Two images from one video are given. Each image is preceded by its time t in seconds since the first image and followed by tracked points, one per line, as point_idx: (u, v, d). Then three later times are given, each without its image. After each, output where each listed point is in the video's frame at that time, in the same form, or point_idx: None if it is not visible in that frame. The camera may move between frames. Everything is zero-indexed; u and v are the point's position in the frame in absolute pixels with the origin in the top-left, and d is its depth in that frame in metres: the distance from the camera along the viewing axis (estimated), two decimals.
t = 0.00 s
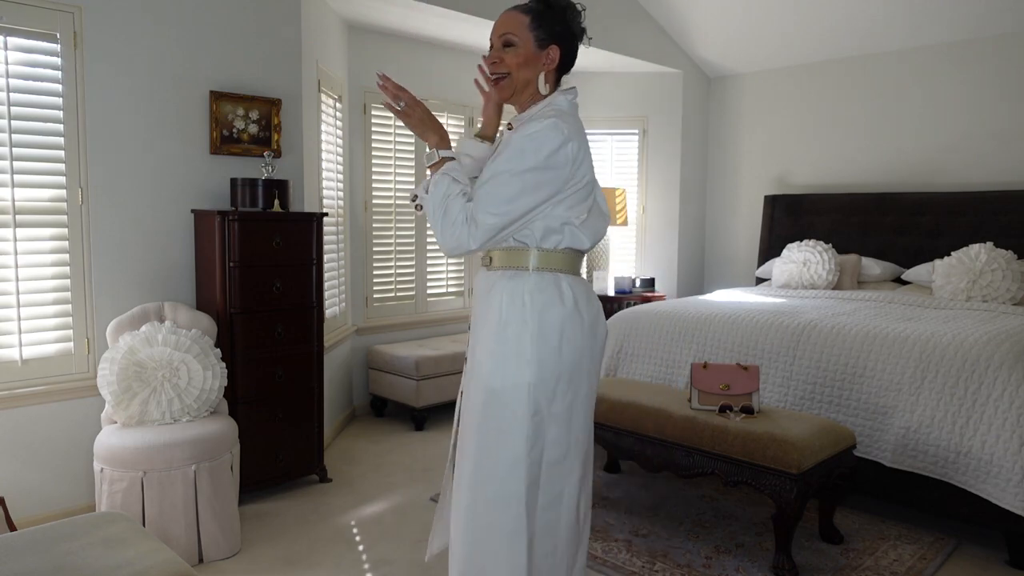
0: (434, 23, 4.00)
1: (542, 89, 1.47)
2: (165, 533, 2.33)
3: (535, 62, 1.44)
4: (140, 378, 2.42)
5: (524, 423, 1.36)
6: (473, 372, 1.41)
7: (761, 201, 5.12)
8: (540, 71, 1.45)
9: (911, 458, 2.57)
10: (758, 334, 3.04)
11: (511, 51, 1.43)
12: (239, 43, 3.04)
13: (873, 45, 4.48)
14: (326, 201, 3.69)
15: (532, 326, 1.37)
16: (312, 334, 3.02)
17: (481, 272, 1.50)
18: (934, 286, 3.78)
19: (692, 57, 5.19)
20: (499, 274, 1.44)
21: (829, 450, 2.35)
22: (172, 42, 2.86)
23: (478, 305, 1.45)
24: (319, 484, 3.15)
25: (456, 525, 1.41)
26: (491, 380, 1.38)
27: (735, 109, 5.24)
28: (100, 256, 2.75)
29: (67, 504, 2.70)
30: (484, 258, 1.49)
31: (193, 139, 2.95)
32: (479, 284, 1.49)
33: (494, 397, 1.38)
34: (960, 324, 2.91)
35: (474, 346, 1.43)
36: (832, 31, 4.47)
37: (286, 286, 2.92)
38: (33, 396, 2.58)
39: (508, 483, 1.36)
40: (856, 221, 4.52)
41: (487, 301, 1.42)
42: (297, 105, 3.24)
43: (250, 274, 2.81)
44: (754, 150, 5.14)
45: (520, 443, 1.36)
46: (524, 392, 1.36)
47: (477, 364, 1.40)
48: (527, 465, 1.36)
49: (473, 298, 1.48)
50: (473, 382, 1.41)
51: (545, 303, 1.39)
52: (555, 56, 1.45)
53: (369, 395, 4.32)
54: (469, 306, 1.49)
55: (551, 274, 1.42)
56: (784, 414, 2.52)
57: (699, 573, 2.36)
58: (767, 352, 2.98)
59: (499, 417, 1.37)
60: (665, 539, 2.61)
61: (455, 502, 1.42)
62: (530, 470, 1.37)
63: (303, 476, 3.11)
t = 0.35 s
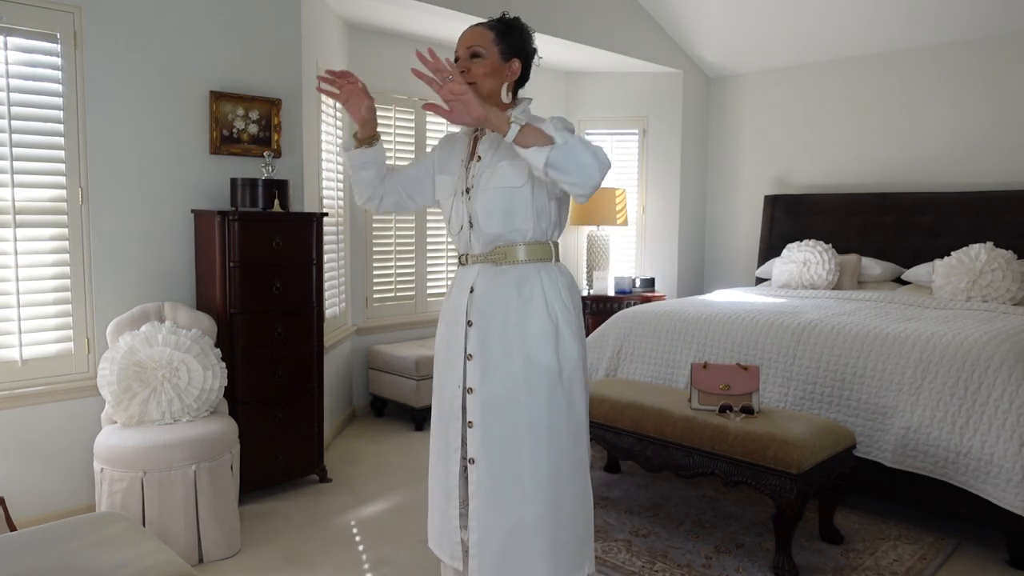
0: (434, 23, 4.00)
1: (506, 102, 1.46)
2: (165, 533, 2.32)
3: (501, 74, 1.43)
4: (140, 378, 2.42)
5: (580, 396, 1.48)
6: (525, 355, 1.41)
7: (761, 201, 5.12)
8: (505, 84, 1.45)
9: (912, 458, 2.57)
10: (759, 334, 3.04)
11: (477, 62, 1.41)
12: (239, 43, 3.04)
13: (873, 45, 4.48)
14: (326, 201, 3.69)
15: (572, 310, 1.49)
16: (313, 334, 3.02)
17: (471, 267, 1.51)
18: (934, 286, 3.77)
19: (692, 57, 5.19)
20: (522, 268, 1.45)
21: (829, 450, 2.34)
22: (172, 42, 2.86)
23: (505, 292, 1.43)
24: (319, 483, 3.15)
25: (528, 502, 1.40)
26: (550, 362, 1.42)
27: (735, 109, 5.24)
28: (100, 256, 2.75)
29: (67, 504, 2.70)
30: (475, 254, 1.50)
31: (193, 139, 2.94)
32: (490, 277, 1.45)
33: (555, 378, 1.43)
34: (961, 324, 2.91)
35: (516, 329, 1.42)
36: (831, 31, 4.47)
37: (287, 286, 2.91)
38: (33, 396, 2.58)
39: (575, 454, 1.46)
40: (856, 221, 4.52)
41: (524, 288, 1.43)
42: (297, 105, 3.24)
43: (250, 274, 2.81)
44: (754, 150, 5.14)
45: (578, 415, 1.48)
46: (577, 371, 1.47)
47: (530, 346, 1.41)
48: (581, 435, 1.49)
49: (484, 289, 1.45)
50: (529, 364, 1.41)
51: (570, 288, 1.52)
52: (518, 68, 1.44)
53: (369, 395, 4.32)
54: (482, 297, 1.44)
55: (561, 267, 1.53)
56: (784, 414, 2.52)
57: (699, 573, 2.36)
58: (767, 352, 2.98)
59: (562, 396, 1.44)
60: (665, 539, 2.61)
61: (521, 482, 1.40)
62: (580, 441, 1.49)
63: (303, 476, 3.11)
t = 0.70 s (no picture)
0: (434, 23, 4.00)
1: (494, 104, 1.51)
2: (165, 533, 2.32)
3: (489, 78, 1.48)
4: (140, 378, 2.42)
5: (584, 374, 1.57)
6: (549, 338, 1.45)
7: (761, 201, 5.12)
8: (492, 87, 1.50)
9: (912, 458, 2.57)
10: (759, 334, 3.04)
11: (473, 66, 1.43)
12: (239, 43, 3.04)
13: (873, 45, 4.48)
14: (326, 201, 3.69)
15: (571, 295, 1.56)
16: (313, 334, 3.02)
17: (478, 265, 1.49)
18: (934, 286, 3.77)
19: (692, 57, 5.19)
20: (531, 260, 1.50)
21: (829, 450, 2.34)
22: (172, 42, 2.86)
23: (522, 282, 1.47)
24: (319, 483, 3.14)
25: (564, 474, 1.45)
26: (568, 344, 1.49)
27: (735, 109, 5.24)
28: (100, 256, 2.75)
29: (67, 504, 2.70)
30: (483, 254, 1.48)
31: (193, 139, 2.94)
32: (504, 271, 1.47)
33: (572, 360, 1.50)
34: (961, 324, 2.91)
35: (535, 315, 1.46)
36: (831, 31, 4.47)
37: (287, 286, 2.91)
38: (32, 396, 2.58)
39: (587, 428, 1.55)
40: (856, 221, 4.52)
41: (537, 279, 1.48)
42: (297, 104, 3.24)
43: (250, 273, 2.81)
44: (754, 150, 5.14)
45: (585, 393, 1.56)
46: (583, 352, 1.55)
47: (551, 332, 1.46)
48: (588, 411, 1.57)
49: (501, 282, 1.46)
50: (552, 346, 1.45)
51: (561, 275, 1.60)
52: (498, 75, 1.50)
53: (369, 395, 4.32)
54: (500, 290, 1.45)
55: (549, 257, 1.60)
56: (784, 414, 2.52)
57: (699, 573, 2.36)
58: (767, 352, 2.98)
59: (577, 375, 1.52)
60: (665, 539, 2.61)
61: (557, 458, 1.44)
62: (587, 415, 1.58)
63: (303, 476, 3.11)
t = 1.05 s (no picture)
0: (434, 23, 3.99)
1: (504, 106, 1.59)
2: (165, 533, 2.32)
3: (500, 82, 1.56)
4: (140, 378, 2.42)
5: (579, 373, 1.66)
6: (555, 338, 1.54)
7: (761, 201, 5.12)
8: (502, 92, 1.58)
9: (912, 458, 2.57)
10: (759, 334, 3.04)
11: (489, 67, 1.51)
12: (239, 44, 3.04)
13: (873, 45, 4.48)
14: (326, 201, 3.69)
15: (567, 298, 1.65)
16: (312, 333, 3.02)
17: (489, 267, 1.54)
18: (934, 286, 3.77)
19: (692, 57, 5.19)
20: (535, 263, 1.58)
21: (829, 450, 2.34)
22: (172, 42, 2.85)
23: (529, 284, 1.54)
24: (319, 483, 3.14)
25: (568, 466, 1.53)
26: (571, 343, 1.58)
27: (735, 109, 5.24)
28: (100, 256, 2.75)
29: (66, 504, 2.70)
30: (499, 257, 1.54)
31: (193, 139, 2.94)
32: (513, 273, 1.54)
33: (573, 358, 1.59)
34: (961, 324, 2.91)
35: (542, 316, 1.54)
36: (831, 31, 4.47)
37: (286, 286, 2.91)
38: (32, 396, 2.58)
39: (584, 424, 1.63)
40: (857, 221, 4.52)
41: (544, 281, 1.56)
42: (297, 104, 3.24)
43: (250, 273, 2.81)
44: (754, 150, 5.14)
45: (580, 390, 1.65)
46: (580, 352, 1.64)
47: (556, 331, 1.55)
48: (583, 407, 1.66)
49: (510, 284, 1.53)
50: (558, 345, 1.54)
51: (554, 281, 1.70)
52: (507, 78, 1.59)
53: (369, 395, 4.32)
54: (510, 291, 1.52)
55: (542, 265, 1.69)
56: (784, 414, 2.52)
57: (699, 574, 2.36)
58: (767, 352, 2.98)
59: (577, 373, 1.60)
60: (665, 539, 2.61)
61: (563, 449, 1.52)
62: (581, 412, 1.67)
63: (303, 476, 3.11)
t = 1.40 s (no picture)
0: (434, 23, 4.00)
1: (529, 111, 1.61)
2: (165, 533, 2.32)
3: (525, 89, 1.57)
4: (140, 378, 2.42)
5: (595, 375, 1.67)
6: (571, 338, 1.55)
7: (761, 201, 5.12)
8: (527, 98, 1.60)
9: (912, 458, 2.57)
10: (759, 333, 3.04)
11: (515, 75, 1.53)
12: (239, 43, 3.04)
13: (873, 45, 4.49)
14: (326, 201, 3.69)
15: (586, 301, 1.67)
16: (312, 333, 3.02)
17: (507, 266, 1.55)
18: (934, 286, 3.77)
19: (692, 57, 5.19)
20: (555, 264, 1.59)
21: (829, 450, 2.34)
22: (172, 42, 2.86)
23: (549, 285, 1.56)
24: (319, 483, 3.15)
25: (580, 466, 1.54)
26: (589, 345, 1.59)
27: (735, 109, 5.24)
28: (100, 256, 2.75)
29: (66, 504, 2.70)
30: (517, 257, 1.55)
31: (193, 139, 2.94)
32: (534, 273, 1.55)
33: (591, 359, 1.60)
34: (961, 324, 2.91)
35: (560, 317, 1.55)
36: (830, 32, 4.47)
37: (287, 286, 2.92)
38: (32, 396, 2.58)
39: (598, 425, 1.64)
40: (856, 221, 4.52)
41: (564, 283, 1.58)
42: (297, 104, 3.24)
43: (250, 273, 2.81)
44: (754, 150, 5.14)
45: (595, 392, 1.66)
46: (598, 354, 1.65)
47: (574, 332, 1.56)
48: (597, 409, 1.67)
49: (531, 283, 1.54)
50: (574, 347, 1.55)
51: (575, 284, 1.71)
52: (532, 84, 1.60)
53: (369, 395, 4.32)
54: (530, 290, 1.53)
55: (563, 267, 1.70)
56: (784, 414, 2.52)
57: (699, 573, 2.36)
58: (767, 352, 2.98)
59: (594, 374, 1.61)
60: (665, 539, 2.61)
61: (574, 449, 1.53)
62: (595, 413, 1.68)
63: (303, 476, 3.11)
